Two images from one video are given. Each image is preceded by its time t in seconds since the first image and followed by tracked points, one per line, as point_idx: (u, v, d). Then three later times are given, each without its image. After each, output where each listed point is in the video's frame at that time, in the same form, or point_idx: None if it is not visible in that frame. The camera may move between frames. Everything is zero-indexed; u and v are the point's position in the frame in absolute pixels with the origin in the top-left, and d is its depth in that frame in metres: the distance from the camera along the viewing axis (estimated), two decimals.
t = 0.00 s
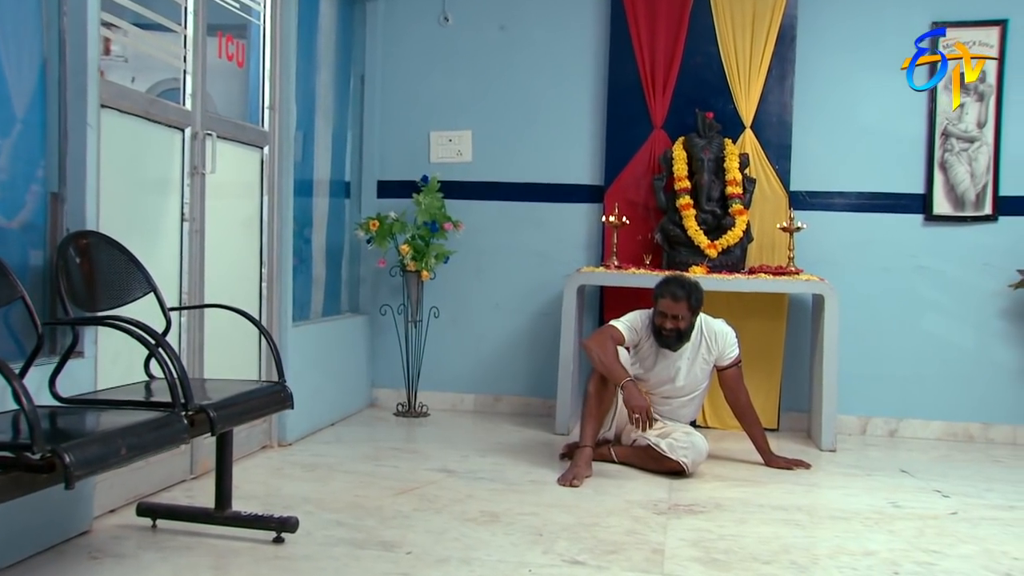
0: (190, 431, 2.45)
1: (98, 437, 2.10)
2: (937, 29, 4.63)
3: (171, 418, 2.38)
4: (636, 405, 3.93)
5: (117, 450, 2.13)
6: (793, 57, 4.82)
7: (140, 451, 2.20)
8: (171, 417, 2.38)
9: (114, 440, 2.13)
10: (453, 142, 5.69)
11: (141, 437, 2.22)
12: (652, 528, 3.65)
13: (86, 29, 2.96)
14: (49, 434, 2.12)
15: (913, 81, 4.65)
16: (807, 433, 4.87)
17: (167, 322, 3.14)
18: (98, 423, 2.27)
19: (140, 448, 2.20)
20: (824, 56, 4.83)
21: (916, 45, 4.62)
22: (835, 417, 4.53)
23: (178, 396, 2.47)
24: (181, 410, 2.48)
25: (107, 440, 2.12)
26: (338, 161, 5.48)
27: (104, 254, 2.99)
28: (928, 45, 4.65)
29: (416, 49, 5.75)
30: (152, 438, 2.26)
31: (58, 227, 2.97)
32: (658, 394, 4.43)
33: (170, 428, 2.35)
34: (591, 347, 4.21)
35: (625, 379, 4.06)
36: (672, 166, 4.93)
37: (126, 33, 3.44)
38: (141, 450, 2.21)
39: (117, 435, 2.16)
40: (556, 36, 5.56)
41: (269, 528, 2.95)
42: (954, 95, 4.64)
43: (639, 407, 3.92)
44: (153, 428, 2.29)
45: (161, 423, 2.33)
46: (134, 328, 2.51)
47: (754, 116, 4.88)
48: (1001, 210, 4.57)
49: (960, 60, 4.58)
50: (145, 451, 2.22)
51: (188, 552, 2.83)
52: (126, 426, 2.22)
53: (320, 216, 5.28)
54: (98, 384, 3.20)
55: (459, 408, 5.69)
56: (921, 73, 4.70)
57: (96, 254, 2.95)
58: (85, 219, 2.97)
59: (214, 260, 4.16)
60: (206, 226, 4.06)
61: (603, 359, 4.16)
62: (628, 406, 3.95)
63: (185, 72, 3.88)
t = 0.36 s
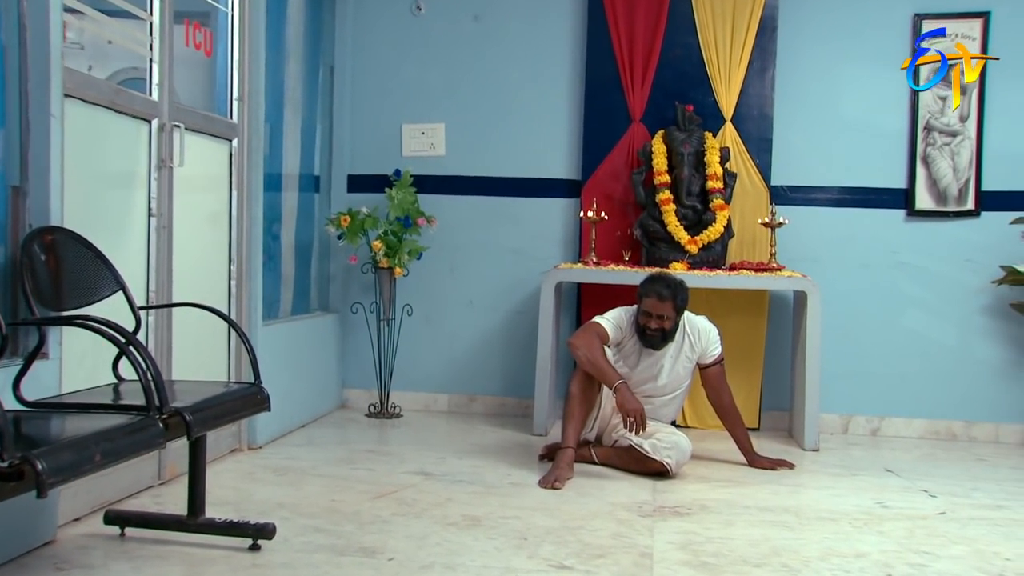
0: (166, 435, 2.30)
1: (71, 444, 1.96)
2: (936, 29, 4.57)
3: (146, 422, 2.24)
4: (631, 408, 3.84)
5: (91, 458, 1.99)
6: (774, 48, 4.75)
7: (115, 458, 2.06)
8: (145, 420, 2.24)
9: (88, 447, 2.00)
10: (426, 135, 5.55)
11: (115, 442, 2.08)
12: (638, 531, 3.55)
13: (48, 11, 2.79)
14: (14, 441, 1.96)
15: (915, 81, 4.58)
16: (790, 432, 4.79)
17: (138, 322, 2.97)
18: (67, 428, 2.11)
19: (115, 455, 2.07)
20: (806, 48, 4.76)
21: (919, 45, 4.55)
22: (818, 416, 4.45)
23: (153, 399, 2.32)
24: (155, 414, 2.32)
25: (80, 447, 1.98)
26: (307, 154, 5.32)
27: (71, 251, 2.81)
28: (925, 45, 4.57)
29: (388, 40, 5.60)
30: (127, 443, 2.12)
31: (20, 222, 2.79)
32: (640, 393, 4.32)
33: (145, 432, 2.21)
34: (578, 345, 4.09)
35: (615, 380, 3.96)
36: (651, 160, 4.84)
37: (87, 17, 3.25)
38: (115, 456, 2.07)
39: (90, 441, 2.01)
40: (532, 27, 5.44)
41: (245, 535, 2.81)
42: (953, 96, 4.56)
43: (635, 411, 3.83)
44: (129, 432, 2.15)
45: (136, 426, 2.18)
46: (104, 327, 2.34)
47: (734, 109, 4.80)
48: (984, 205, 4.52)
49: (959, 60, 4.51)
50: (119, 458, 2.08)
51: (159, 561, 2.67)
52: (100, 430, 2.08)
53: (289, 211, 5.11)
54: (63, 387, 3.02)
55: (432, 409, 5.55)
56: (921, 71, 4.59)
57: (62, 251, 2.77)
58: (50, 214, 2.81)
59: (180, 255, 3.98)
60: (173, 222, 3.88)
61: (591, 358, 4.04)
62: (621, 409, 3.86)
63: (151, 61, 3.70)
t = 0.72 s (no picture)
0: (142, 440, 2.17)
1: (46, 450, 1.84)
2: (936, 29, 4.50)
3: (123, 425, 2.11)
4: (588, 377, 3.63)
5: (67, 465, 1.87)
6: (757, 40, 4.66)
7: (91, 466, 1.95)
8: (123, 424, 2.11)
9: (64, 453, 1.88)
10: (399, 127, 5.40)
11: (92, 448, 1.96)
12: (627, 536, 3.43)
13: None
14: None
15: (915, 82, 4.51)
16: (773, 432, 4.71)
17: (108, 323, 2.80)
18: (37, 434, 1.98)
19: (91, 462, 1.95)
20: (789, 41, 4.68)
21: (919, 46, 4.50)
22: (803, 416, 4.36)
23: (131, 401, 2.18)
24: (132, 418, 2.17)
25: (56, 454, 1.86)
26: (276, 147, 5.14)
27: (37, 248, 2.64)
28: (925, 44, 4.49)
29: (360, 30, 5.44)
30: (104, 449, 2.00)
31: None
32: (624, 394, 4.23)
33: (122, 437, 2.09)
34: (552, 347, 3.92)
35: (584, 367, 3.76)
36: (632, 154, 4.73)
37: None
38: (91, 464, 1.95)
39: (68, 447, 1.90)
40: (509, 17, 5.31)
41: (222, 543, 2.66)
42: (953, 94, 4.49)
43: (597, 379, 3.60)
44: (106, 437, 2.03)
45: (113, 431, 2.06)
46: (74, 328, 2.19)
47: (716, 102, 4.71)
48: (969, 200, 4.47)
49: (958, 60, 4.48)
50: (95, 466, 1.96)
51: (129, 573, 2.50)
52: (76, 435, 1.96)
53: (257, 207, 4.93)
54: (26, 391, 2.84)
55: (406, 410, 5.40)
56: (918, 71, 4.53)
57: (28, 248, 2.60)
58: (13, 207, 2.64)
59: (147, 252, 3.79)
60: (141, 217, 3.70)
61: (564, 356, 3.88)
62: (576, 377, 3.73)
63: (116, 48, 3.52)
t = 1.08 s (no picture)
0: (120, 445, 2.05)
1: (17, 457, 1.72)
2: (936, 29, 4.44)
3: (99, 431, 1.99)
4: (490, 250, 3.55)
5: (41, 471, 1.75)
6: (740, 32, 4.57)
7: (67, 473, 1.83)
8: (99, 430, 1.99)
9: (37, 459, 1.76)
10: (372, 120, 5.24)
11: (67, 454, 1.84)
12: (615, 541, 3.32)
13: None
14: None
15: (914, 82, 4.43)
16: (757, 433, 4.63)
17: (77, 324, 2.63)
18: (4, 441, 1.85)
19: (67, 468, 1.83)
20: (773, 33, 4.59)
21: (919, 47, 4.43)
22: (788, 417, 4.28)
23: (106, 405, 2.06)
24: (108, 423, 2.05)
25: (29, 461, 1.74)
26: (244, 140, 4.96)
27: None
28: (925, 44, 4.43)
29: (331, 19, 5.27)
30: (80, 454, 1.88)
31: None
32: (606, 394, 4.11)
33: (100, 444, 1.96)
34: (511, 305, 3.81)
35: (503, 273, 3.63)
36: (613, 148, 4.64)
37: None
38: (67, 470, 1.83)
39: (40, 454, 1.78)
40: (485, 7, 5.17)
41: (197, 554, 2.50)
42: (954, 94, 4.42)
43: (493, 245, 3.51)
44: (83, 443, 1.91)
45: (89, 436, 1.94)
46: (43, 328, 2.05)
47: (699, 95, 4.62)
48: (955, 196, 4.41)
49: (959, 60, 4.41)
50: (72, 472, 1.84)
51: None
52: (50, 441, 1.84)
53: (225, 202, 4.75)
54: None
55: (380, 412, 5.25)
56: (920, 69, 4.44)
57: None
58: None
59: (111, 248, 3.60)
60: (107, 212, 3.53)
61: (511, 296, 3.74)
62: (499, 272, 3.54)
63: (80, 35, 3.33)
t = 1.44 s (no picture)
0: (99, 449, 1.98)
1: None
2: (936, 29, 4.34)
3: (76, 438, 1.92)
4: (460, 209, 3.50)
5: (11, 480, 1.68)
6: (726, 22, 4.47)
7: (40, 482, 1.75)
8: (76, 437, 1.91)
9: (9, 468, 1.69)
10: (348, 112, 5.08)
11: (42, 462, 1.77)
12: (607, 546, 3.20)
13: None
14: None
15: (914, 82, 4.32)
16: (744, 434, 4.54)
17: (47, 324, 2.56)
18: None
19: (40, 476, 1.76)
20: (760, 23, 4.49)
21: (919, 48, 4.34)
22: (777, 418, 4.19)
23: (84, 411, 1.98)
24: (86, 429, 1.97)
25: None
26: (214, 132, 4.79)
27: None
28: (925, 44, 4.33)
29: (304, 7, 5.09)
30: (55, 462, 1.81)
31: None
32: (592, 394, 3.99)
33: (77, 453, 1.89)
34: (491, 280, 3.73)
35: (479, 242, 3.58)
36: (597, 142, 4.52)
37: None
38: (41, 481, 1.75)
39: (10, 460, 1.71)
40: None
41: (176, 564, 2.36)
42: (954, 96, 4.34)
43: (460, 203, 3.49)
44: (58, 451, 1.83)
45: (65, 443, 1.87)
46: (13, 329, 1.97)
47: (684, 88, 4.52)
48: (945, 191, 4.33)
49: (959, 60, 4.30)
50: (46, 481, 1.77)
51: None
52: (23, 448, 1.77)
53: (195, 196, 4.57)
54: None
55: (355, 414, 5.10)
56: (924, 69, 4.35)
57: None
58: None
59: (78, 243, 3.43)
60: (75, 207, 3.35)
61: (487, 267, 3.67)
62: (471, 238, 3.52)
63: (45, 21, 3.15)
